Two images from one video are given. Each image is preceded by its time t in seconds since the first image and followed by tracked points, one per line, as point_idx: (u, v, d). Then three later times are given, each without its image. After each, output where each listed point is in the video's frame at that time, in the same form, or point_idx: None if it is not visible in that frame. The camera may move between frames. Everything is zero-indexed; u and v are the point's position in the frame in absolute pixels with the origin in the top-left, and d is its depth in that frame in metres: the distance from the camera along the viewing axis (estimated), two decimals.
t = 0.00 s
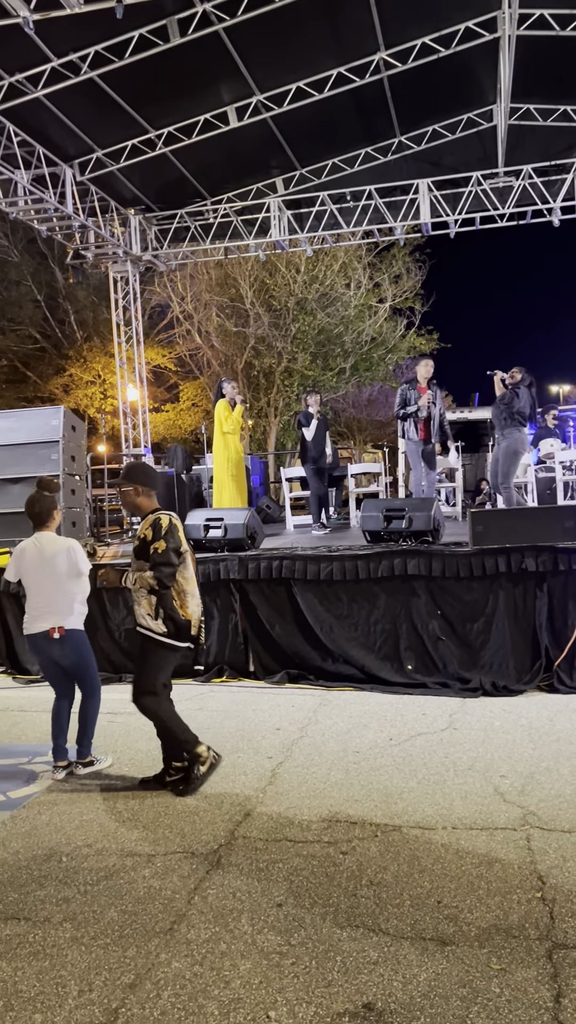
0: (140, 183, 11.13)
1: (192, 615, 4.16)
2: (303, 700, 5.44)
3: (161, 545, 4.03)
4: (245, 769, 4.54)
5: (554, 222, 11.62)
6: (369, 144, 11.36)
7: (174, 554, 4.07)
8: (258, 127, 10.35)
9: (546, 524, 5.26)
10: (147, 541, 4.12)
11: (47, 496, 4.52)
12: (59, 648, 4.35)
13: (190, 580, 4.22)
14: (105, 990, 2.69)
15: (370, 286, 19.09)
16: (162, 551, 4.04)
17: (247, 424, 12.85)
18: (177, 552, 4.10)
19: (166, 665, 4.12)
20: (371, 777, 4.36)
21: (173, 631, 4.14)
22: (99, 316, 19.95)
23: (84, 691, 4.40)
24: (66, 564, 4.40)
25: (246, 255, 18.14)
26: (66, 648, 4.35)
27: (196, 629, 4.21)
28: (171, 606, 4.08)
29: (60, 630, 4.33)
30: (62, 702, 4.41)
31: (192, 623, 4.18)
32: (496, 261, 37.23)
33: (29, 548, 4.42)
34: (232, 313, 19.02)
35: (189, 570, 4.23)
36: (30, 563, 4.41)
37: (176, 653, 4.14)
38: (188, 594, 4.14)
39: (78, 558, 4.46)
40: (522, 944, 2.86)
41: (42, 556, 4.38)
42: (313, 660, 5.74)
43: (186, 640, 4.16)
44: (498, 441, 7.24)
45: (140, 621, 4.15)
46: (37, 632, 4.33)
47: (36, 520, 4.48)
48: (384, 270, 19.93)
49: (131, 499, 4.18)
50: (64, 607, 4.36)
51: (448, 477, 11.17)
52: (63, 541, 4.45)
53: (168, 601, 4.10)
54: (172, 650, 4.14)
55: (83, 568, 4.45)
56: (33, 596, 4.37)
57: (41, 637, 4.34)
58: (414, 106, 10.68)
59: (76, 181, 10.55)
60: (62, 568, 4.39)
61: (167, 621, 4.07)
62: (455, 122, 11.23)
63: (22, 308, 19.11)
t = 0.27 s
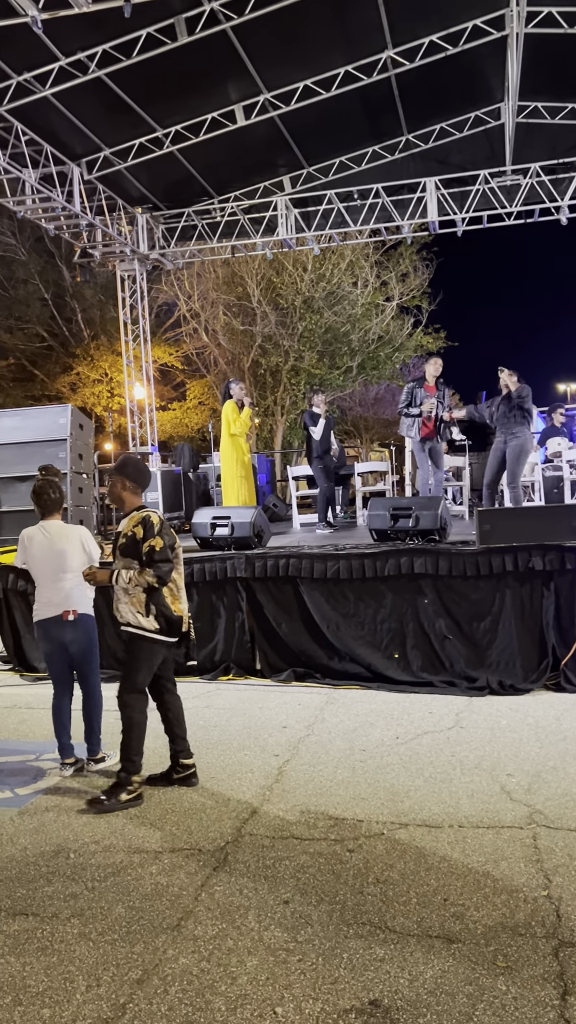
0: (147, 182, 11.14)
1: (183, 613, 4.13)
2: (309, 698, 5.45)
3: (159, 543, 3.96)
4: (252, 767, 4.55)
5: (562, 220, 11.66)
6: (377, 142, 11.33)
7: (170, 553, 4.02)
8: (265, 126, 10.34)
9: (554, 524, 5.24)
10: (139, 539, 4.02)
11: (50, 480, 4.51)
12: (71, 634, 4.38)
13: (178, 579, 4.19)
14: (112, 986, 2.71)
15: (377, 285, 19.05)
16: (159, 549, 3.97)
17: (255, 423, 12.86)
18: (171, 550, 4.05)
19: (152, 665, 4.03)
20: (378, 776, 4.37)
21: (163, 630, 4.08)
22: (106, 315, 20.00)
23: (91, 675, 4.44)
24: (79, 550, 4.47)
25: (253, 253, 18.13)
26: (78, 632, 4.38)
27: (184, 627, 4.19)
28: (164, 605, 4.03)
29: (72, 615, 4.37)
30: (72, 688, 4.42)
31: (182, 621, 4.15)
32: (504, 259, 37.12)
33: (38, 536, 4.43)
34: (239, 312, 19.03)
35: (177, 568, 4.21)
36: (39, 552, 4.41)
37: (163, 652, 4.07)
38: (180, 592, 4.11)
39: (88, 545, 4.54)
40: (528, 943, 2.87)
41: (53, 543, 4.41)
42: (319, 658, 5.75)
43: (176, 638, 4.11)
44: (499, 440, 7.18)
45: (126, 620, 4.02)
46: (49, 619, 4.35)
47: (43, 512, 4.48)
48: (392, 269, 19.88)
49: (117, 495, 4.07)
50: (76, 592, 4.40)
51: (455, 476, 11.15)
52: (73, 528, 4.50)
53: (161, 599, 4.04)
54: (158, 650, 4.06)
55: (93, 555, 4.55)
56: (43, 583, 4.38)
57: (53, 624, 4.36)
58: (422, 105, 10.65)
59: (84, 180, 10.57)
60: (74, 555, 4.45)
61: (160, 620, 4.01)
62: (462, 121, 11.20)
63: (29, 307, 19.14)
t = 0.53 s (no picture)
0: (151, 182, 11.14)
1: (159, 619, 4.04)
2: (312, 698, 5.46)
3: (128, 549, 3.89)
4: (255, 767, 4.56)
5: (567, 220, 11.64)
6: (381, 142, 11.32)
7: (139, 558, 3.93)
8: (270, 126, 10.34)
9: (558, 524, 5.26)
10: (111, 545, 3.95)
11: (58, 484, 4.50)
12: (77, 641, 4.38)
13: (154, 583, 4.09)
14: (116, 984, 2.72)
15: (381, 285, 19.03)
16: (128, 555, 3.89)
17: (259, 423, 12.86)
18: (142, 555, 3.97)
19: (130, 671, 3.98)
20: (381, 776, 4.38)
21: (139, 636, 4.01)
22: (110, 315, 20.02)
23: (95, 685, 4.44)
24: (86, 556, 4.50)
25: (257, 253, 18.13)
26: (83, 640, 4.39)
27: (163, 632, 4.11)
28: (138, 610, 3.96)
29: (78, 622, 4.36)
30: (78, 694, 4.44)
31: (159, 626, 4.06)
32: (508, 259, 37.06)
33: (45, 542, 4.45)
34: (243, 312, 19.03)
35: (153, 573, 4.10)
36: (46, 558, 4.43)
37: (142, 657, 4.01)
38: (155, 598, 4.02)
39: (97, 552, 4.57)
40: (531, 943, 2.88)
41: (60, 549, 4.44)
42: (323, 658, 5.75)
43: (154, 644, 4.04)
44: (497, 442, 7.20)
45: (103, 627, 3.98)
46: (54, 625, 4.36)
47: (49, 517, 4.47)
48: (396, 269, 19.86)
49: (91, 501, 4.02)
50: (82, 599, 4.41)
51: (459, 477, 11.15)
52: (80, 535, 4.52)
53: (134, 606, 3.96)
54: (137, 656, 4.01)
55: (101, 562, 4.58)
56: (50, 589, 4.39)
57: (58, 631, 4.36)
58: (426, 105, 10.65)
59: (89, 180, 10.59)
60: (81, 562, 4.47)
61: (134, 626, 3.94)
62: (467, 121, 11.19)
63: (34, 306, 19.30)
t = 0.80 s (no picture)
0: (152, 182, 11.15)
1: (128, 620, 3.88)
2: (312, 699, 5.46)
3: (83, 550, 3.83)
4: (255, 768, 4.56)
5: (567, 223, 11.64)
6: (383, 144, 11.33)
7: (98, 558, 3.84)
8: (271, 127, 10.35)
9: (559, 525, 5.28)
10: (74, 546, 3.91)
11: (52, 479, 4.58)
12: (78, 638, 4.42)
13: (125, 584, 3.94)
14: (115, 984, 2.73)
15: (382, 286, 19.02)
16: (85, 556, 3.83)
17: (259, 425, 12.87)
18: (103, 554, 3.87)
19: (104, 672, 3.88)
20: (381, 777, 4.38)
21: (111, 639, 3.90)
22: (111, 315, 20.03)
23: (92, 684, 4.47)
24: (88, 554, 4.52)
25: (258, 254, 18.14)
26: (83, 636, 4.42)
27: (138, 633, 3.96)
28: (104, 612, 3.85)
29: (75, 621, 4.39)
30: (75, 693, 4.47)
31: (131, 627, 3.91)
32: (510, 261, 37.07)
33: (44, 537, 4.44)
34: (244, 313, 19.03)
35: (125, 574, 3.95)
36: (45, 553, 4.42)
37: (118, 659, 3.89)
38: (121, 599, 3.87)
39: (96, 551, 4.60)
40: (530, 943, 2.88)
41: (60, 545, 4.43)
42: (323, 659, 5.76)
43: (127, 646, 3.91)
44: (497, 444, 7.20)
45: (76, 630, 3.93)
46: (55, 621, 4.37)
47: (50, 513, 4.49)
48: (397, 270, 19.85)
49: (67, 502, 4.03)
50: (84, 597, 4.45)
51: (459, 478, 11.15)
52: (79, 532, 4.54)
53: (101, 607, 3.86)
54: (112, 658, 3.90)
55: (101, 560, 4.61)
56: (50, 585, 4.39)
57: (59, 627, 4.38)
58: (428, 107, 10.65)
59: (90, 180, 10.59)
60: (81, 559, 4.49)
61: (101, 629, 3.85)
62: (468, 122, 11.19)
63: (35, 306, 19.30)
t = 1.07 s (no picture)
0: (150, 183, 11.15)
1: (84, 622, 3.87)
2: (307, 701, 5.47)
3: (42, 549, 3.85)
4: (249, 769, 4.57)
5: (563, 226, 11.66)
6: (380, 146, 11.34)
7: (57, 558, 3.84)
8: (269, 129, 10.36)
9: (554, 528, 5.22)
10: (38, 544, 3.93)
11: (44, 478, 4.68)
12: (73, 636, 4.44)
13: (85, 586, 3.92)
14: (109, 985, 2.73)
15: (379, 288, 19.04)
16: (43, 555, 3.84)
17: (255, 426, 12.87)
18: (62, 553, 3.86)
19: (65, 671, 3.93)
20: (375, 779, 4.39)
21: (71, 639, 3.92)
22: (108, 316, 20.04)
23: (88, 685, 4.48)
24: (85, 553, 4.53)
25: (255, 256, 18.16)
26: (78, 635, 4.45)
27: (98, 634, 3.95)
28: (62, 612, 3.87)
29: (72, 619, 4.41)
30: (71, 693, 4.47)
31: (90, 628, 3.91)
32: (506, 263, 37.17)
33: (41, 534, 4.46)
34: (240, 314, 19.05)
35: (87, 575, 3.91)
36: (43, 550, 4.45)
37: (77, 659, 3.92)
38: (78, 601, 3.86)
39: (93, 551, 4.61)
40: (522, 944, 2.90)
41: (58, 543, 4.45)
42: (318, 660, 5.76)
43: (86, 647, 3.92)
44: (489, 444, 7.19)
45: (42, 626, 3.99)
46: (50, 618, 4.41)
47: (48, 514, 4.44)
48: (394, 272, 19.87)
49: (39, 502, 4.02)
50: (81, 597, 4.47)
51: (454, 480, 11.17)
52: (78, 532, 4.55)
53: (60, 607, 3.88)
54: (71, 657, 3.93)
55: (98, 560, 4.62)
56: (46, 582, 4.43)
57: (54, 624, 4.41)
58: (425, 109, 10.67)
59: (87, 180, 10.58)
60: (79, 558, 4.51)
61: (60, 629, 3.88)
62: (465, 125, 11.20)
63: (32, 306, 19.32)
